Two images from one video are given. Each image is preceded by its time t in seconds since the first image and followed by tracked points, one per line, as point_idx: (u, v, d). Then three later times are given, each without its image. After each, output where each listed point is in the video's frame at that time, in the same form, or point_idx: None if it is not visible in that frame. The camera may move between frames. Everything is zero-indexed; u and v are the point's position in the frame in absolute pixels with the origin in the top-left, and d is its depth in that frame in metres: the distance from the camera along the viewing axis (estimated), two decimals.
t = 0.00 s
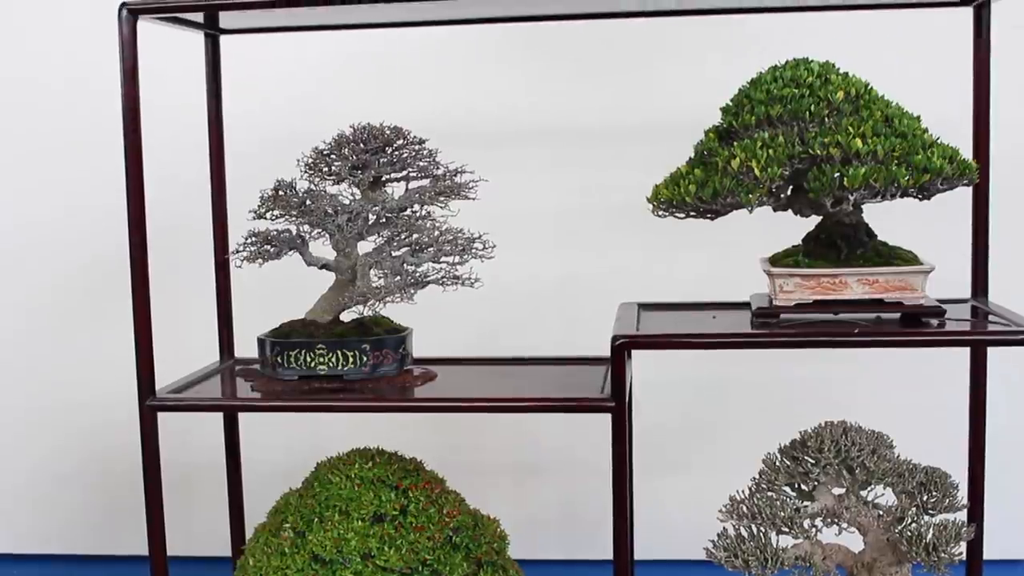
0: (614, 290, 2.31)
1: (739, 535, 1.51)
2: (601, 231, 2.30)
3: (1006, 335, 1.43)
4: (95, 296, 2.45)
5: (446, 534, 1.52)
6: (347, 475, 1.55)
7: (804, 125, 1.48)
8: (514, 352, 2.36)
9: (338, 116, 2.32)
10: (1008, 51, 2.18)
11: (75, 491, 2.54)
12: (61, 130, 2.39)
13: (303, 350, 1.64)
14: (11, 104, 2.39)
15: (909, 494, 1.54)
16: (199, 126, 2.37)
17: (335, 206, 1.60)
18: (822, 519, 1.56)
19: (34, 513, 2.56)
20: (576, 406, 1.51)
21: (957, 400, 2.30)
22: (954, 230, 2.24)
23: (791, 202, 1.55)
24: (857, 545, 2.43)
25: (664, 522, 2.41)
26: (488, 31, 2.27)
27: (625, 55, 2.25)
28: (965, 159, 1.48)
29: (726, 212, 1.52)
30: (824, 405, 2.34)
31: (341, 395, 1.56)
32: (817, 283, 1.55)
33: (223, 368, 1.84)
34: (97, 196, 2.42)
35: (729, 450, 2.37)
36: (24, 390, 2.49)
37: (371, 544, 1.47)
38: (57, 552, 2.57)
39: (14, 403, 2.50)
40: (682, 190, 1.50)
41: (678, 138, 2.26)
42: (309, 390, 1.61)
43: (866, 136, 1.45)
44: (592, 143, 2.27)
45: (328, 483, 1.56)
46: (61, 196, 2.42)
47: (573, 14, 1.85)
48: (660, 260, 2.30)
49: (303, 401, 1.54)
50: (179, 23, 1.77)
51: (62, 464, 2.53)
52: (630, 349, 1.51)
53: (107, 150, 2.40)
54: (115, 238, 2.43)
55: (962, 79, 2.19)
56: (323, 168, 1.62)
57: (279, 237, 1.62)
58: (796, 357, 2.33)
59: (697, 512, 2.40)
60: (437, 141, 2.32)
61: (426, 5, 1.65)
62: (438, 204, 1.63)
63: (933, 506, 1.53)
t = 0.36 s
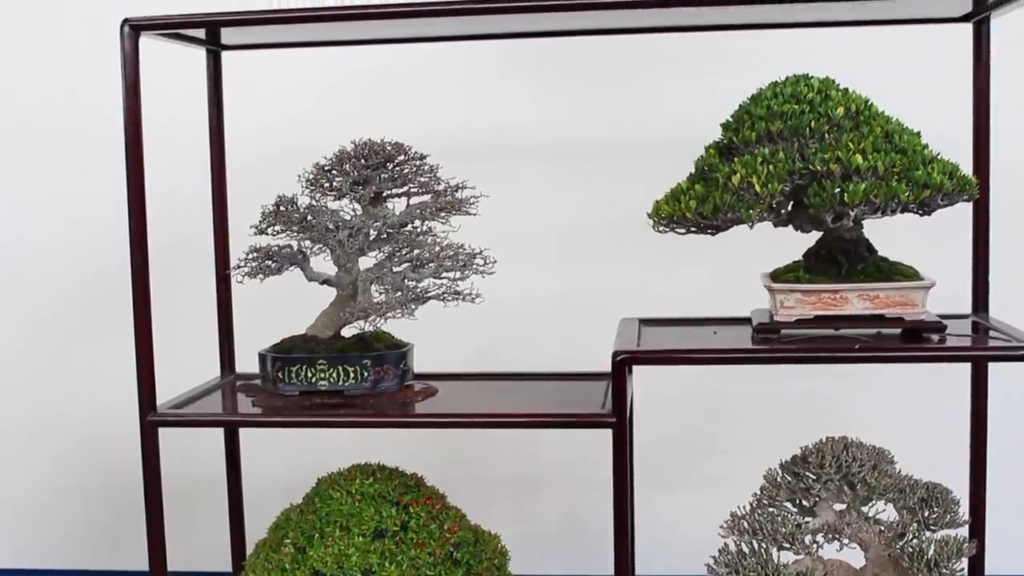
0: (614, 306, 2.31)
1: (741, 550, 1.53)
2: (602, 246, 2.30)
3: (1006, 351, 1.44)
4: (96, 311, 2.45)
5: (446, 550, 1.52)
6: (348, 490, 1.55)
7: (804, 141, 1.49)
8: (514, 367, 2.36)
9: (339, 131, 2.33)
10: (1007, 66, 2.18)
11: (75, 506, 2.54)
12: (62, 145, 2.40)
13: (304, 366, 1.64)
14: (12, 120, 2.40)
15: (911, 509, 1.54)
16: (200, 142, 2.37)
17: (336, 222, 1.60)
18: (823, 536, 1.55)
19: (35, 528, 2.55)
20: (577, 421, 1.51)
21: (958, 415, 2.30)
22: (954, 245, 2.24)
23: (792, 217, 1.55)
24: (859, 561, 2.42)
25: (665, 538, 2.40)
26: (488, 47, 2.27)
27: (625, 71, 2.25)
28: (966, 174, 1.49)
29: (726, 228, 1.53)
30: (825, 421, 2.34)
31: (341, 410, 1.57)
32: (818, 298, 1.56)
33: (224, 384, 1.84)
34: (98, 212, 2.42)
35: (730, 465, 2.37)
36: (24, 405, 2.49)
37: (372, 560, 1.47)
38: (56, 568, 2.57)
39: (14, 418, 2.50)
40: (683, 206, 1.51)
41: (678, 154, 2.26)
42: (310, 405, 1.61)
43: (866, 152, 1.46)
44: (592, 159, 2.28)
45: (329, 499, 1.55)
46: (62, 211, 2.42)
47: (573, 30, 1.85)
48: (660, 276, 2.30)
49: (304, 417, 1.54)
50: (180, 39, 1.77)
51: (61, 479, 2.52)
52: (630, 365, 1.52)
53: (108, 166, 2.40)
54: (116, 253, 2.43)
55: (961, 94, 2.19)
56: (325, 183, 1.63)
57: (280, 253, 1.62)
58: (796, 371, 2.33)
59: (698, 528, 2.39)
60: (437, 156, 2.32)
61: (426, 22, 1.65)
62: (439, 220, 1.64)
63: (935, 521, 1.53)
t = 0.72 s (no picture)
0: (615, 322, 2.31)
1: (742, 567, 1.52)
2: (603, 263, 2.30)
3: (1007, 367, 1.46)
4: (97, 325, 2.46)
5: (447, 567, 1.52)
6: (349, 507, 1.55)
7: (804, 158, 1.53)
8: (516, 384, 2.35)
9: (341, 148, 2.33)
10: (1006, 83, 2.19)
11: (75, 521, 2.53)
12: (63, 161, 2.40)
13: (305, 382, 1.64)
14: (14, 135, 2.40)
15: (913, 526, 1.54)
16: (202, 158, 2.38)
17: (338, 239, 1.62)
18: (825, 553, 1.55)
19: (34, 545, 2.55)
20: (579, 439, 1.51)
21: (960, 432, 2.30)
22: (955, 262, 2.24)
23: (793, 234, 1.57)
24: None
25: (667, 555, 2.39)
26: (490, 64, 2.28)
27: (626, 88, 2.26)
28: (965, 192, 1.52)
29: (727, 244, 1.56)
30: (827, 437, 2.33)
31: (343, 427, 1.57)
32: (819, 314, 1.59)
33: (225, 400, 1.84)
34: (99, 228, 2.42)
35: (730, 482, 2.37)
36: (24, 420, 2.49)
37: None
38: None
39: (15, 433, 2.50)
40: (684, 223, 1.55)
41: (679, 170, 2.26)
42: (312, 423, 1.61)
43: (867, 169, 1.50)
44: (594, 175, 2.28)
45: (330, 515, 1.55)
46: (63, 226, 2.42)
47: (574, 47, 1.86)
48: (662, 292, 2.30)
49: (306, 435, 1.54)
50: (183, 56, 1.78)
51: (61, 496, 2.52)
52: (631, 382, 1.52)
53: (110, 182, 2.41)
54: (117, 269, 2.44)
55: (961, 111, 2.19)
56: (325, 201, 1.63)
57: (281, 269, 1.64)
58: (797, 388, 2.33)
59: (699, 545, 2.39)
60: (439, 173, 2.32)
61: (428, 40, 1.66)
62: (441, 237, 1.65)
63: (937, 538, 1.53)
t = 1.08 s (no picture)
0: (617, 340, 2.31)
1: None
2: (604, 280, 2.30)
3: (1008, 385, 1.47)
4: (98, 342, 2.46)
5: None
6: (349, 524, 1.55)
7: (805, 176, 1.54)
8: (517, 401, 2.35)
9: (343, 165, 2.34)
10: (1006, 101, 2.19)
11: (75, 536, 2.53)
12: (65, 178, 2.41)
13: (307, 400, 1.64)
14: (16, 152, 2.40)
15: (914, 543, 1.54)
16: (204, 175, 2.38)
17: (339, 256, 1.63)
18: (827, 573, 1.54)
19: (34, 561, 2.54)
20: (581, 457, 1.51)
21: (961, 450, 2.30)
22: (955, 279, 2.24)
23: (793, 252, 1.58)
24: None
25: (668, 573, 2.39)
26: (492, 82, 2.29)
27: (627, 106, 2.26)
28: (965, 210, 1.53)
29: (728, 262, 1.57)
30: (828, 455, 2.33)
31: (344, 445, 1.57)
32: (819, 332, 1.59)
33: (226, 418, 1.84)
34: (101, 245, 2.42)
35: (731, 500, 2.37)
36: (25, 436, 2.49)
37: None
38: None
39: (15, 449, 2.49)
40: (685, 241, 1.55)
41: (680, 188, 2.26)
42: (313, 440, 1.61)
43: (867, 188, 1.51)
44: (595, 193, 2.28)
45: (330, 533, 1.55)
46: (65, 243, 2.42)
47: (575, 66, 1.86)
48: (663, 310, 2.30)
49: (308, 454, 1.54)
50: (185, 74, 1.79)
51: (61, 512, 2.52)
52: (632, 400, 1.52)
53: (112, 199, 2.41)
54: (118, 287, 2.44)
55: (960, 129, 2.20)
56: (327, 218, 1.65)
57: (282, 286, 1.65)
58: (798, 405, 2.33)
59: (701, 563, 2.38)
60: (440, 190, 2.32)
61: (430, 58, 1.66)
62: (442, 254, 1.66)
63: (938, 556, 1.53)
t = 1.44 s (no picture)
0: (618, 355, 2.31)
1: None
2: (604, 295, 2.30)
3: (1008, 400, 1.47)
4: (98, 356, 2.46)
5: None
6: (349, 539, 1.55)
7: (805, 192, 1.55)
8: (517, 416, 2.35)
9: (344, 180, 2.34)
10: (1006, 116, 2.19)
11: (75, 550, 2.53)
12: (67, 193, 2.41)
13: (307, 415, 1.64)
14: (17, 166, 2.41)
15: (916, 559, 1.53)
16: (205, 190, 2.39)
17: (340, 271, 1.63)
18: None
19: None
20: (581, 472, 1.51)
21: (962, 464, 2.30)
22: (955, 294, 2.24)
23: (794, 267, 1.59)
24: None
25: None
26: (492, 98, 2.29)
27: (628, 122, 2.27)
28: (965, 225, 1.53)
29: (728, 278, 1.57)
30: (829, 470, 2.33)
31: (345, 460, 1.57)
32: (819, 347, 1.59)
33: (227, 432, 1.84)
34: (102, 260, 2.43)
35: (732, 515, 2.36)
36: (25, 450, 2.49)
37: None
38: None
39: (16, 463, 2.49)
40: (686, 256, 1.56)
41: (680, 203, 2.26)
42: (313, 455, 1.61)
43: (867, 203, 1.51)
44: (596, 209, 2.28)
45: (331, 548, 1.55)
46: (66, 258, 2.43)
47: (576, 81, 1.87)
48: (663, 324, 2.30)
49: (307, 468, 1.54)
50: (186, 89, 1.79)
51: (62, 526, 2.51)
52: (633, 414, 1.53)
53: (113, 214, 2.41)
54: (119, 301, 2.44)
55: (960, 144, 2.20)
56: (328, 233, 1.66)
57: (283, 301, 1.65)
58: (798, 420, 2.33)
59: None
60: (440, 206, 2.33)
61: (431, 74, 1.67)
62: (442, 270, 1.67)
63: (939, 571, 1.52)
